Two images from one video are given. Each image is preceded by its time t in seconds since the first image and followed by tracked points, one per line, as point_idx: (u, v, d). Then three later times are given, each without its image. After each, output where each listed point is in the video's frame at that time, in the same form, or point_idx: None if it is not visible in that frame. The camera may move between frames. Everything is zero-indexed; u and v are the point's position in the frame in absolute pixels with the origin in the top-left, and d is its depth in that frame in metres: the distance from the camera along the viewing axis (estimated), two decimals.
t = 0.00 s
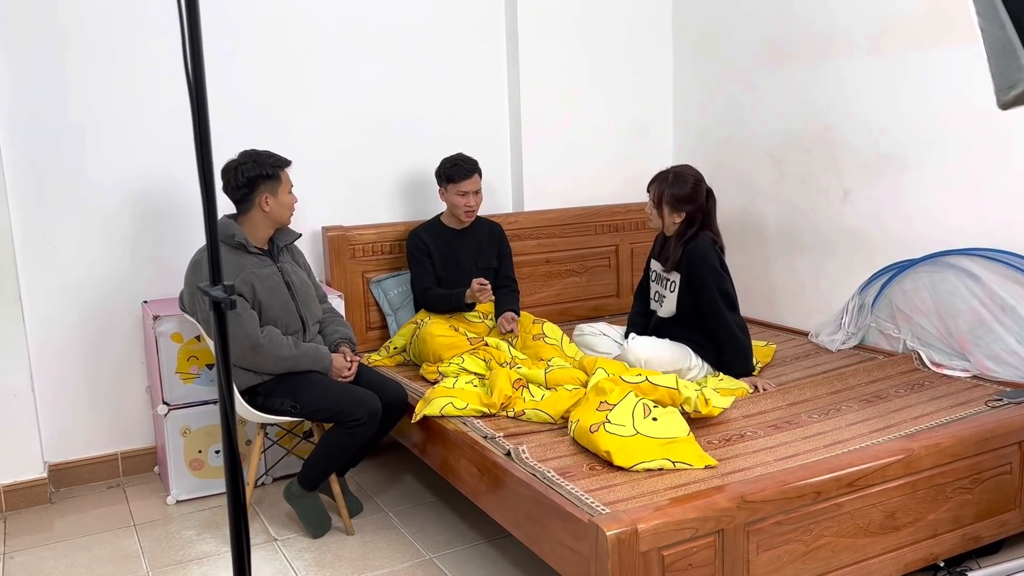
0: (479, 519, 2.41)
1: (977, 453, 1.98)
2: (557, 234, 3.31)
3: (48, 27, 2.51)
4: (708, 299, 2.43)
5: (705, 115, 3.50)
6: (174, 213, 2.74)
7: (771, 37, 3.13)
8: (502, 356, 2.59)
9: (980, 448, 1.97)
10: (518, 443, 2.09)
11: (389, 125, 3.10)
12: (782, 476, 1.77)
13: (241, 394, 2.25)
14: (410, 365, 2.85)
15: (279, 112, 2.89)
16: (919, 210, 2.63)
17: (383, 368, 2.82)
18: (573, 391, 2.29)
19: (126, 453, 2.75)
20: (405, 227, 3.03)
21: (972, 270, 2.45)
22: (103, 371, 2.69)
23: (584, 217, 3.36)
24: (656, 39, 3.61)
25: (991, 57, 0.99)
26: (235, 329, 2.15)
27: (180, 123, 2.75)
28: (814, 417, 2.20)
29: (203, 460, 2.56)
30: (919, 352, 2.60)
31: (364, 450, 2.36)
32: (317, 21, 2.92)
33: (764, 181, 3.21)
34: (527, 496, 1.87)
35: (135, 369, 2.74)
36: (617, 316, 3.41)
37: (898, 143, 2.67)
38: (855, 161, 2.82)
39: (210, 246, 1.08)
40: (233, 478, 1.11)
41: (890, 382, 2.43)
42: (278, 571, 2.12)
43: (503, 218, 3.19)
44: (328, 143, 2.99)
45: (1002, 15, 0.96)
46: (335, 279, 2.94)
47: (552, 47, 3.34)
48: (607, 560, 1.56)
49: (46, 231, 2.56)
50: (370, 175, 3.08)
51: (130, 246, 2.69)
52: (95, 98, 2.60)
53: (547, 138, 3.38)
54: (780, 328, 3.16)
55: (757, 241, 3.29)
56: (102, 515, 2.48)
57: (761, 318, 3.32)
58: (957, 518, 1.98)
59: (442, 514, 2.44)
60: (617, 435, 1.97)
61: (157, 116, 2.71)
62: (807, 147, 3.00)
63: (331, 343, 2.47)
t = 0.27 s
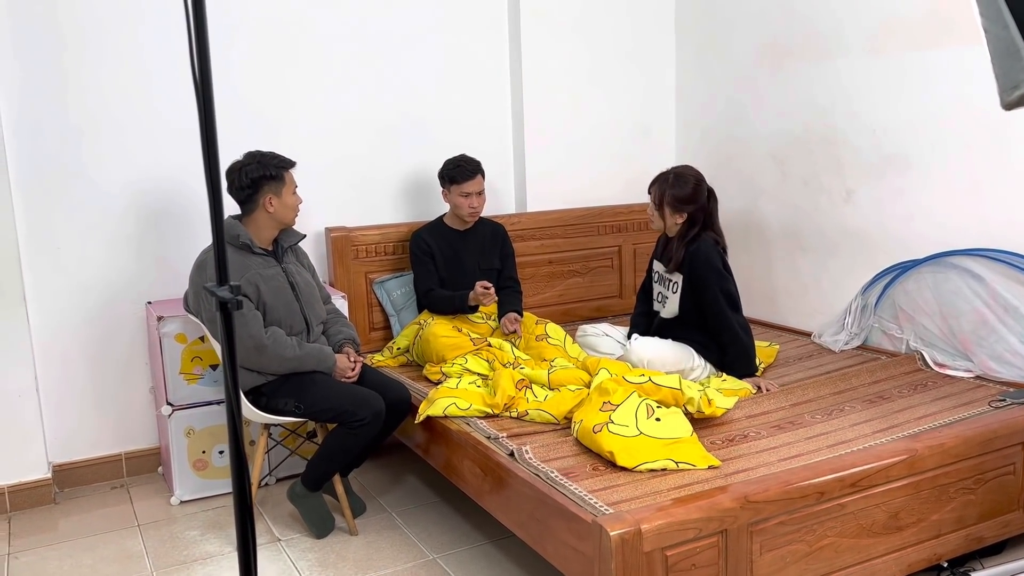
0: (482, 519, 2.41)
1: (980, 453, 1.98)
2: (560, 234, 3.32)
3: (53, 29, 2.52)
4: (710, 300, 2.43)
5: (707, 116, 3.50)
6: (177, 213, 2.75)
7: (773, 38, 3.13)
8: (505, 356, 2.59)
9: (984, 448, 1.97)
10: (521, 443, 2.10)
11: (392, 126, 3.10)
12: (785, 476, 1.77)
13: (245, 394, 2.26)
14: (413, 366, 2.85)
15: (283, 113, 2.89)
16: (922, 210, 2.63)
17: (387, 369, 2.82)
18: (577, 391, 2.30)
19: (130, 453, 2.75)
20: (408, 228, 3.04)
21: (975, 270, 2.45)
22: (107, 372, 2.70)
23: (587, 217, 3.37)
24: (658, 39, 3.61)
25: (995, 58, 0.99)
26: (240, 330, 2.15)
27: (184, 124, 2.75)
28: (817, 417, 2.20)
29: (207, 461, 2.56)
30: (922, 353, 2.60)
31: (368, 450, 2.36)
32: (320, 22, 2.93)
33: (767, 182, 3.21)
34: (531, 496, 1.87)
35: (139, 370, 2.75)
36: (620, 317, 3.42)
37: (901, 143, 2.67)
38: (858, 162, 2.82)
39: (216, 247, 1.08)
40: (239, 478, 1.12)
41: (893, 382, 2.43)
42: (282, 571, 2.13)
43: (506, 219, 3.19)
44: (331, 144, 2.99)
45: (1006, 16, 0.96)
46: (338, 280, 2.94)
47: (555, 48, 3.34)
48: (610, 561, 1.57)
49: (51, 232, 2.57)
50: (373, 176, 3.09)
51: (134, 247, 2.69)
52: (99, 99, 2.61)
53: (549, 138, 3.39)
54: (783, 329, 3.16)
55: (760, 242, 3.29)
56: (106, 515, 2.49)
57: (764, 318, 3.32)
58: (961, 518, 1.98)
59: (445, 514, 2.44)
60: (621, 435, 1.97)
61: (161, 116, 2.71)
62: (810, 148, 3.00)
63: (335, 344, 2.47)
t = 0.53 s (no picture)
0: (484, 519, 2.41)
1: (983, 453, 1.97)
2: (562, 234, 3.32)
3: (54, 30, 2.52)
4: (712, 299, 2.43)
5: (709, 116, 3.50)
6: (179, 213, 2.75)
7: (775, 38, 3.13)
8: (507, 357, 2.59)
9: (986, 448, 1.97)
10: (523, 443, 2.10)
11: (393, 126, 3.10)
12: (788, 476, 1.77)
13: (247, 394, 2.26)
14: (415, 366, 2.85)
15: (284, 113, 2.90)
16: (924, 210, 2.63)
17: (388, 369, 2.82)
18: (578, 391, 2.30)
19: (131, 454, 2.75)
20: (410, 228, 3.04)
21: (977, 270, 2.44)
22: (109, 372, 2.70)
23: (588, 217, 3.37)
24: (660, 39, 3.61)
25: (997, 56, 0.99)
26: (242, 330, 2.16)
27: (185, 124, 2.75)
28: (819, 417, 2.20)
29: (209, 461, 2.56)
30: (924, 352, 2.60)
31: (369, 450, 2.36)
32: (321, 22, 2.93)
33: (769, 181, 3.21)
34: (533, 496, 1.87)
35: (140, 370, 2.75)
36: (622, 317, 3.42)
37: (903, 143, 2.67)
38: (859, 161, 2.82)
39: (218, 246, 1.08)
40: (241, 477, 1.12)
41: (895, 382, 2.43)
42: (284, 571, 2.12)
43: (507, 219, 3.19)
44: (332, 144, 2.99)
45: (1008, 14, 0.96)
46: (340, 280, 2.94)
47: (555, 47, 3.34)
48: (612, 560, 1.57)
49: (52, 232, 2.57)
50: (374, 176, 3.09)
51: (135, 247, 2.70)
52: (101, 100, 2.62)
53: (551, 138, 3.38)
54: (785, 329, 3.16)
55: (762, 242, 3.29)
56: (108, 515, 2.49)
57: (766, 318, 3.32)
58: (963, 518, 1.98)
59: (447, 514, 2.44)
60: (623, 435, 1.97)
61: (162, 116, 2.71)
62: (811, 148, 3.00)
63: (336, 344, 2.47)
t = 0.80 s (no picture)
0: (485, 519, 2.41)
1: (984, 452, 1.97)
2: (562, 234, 3.32)
3: (53, 31, 2.52)
4: (712, 299, 2.43)
5: (709, 115, 3.50)
6: (179, 213, 2.75)
7: (775, 37, 3.13)
8: (508, 356, 2.59)
9: (987, 447, 1.97)
10: (524, 442, 2.10)
11: (394, 126, 3.10)
12: (789, 475, 1.77)
13: (247, 394, 2.27)
14: (415, 366, 2.85)
15: (284, 113, 2.90)
16: (925, 209, 2.62)
17: (389, 369, 2.82)
18: (579, 390, 2.30)
19: (132, 454, 2.75)
20: (411, 228, 3.04)
21: (978, 269, 2.44)
22: (109, 372, 2.70)
23: (589, 217, 3.37)
24: (660, 39, 3.61)
25: (998, 54, 0.99)
26: (243, 330, 2.16)
27: (186, 124, 2.75)
28: (820, 416, 2.20)
29: (210, 461, 2.56)
30: (925, 352, 2.60)
31: (370, 450, 2.36)
32: (322, 22, 2.93)
33: (769, 181, 3.21)
34: (534, 495, 1.87)
35: (141, 370, 2.75)
36: (622, 317, 3.41)
37: (904, 142, 2.67)
38: (860, 161, 2.82)
39: (219, 245, 1.08)
40: (242, 477, 1.12)
41: (896, 381, 2.43)
42: (285, 571, 2.12)
43: (508, 219, 3.19)
44: (333, 144, 2.99)
45: (1009, 11, 0.96)
46: (340, 280, 2.94)
47: (556, 47, 3.34)
48: (613, 560, 1.56)
49: (53, 233, 2.57)
50: (374, 176, 3.09)
51: (136, 247, 2.69)
52: (101, 101, 2.62)
53: (551, 137, 3.38)
54: (785, 328, 3.16)
55: (762, 241, 3.29)
56: (109, 515, 2.49)
57: (766, 318, 3.32)
58: (964, 517, 1.98)
59: (448, 514, 2.44)
60: (624, 434, 1.97)
61: (163, 115, 2.71)
62: (812, 147, 3.00)
63: (337, 344, 2.47)
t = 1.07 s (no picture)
0: (484, 518, 2.41)
1: (983, 451, 1.97)
2: (561, 233, 3.32)
3: (52, 31, 2.52)
4: (711, 299, 2.43)
5: (708, 114, 3.50)
6: (178, 213, 2.75)
7: (774, 36, 3.13)
8: (507, 356, 2.59)
9: (986, 445, 1.97)
10: (523, 442, 2.09)
11: (393, 125, 3.10)
12: (788, 474, 1.77)
13: (247, 394, 2.26)
14: (414, 365, 2.85)
15: (283, 113, 2.89)
16: (924, 208, 2.62)
17: (388, 368, 2.82)
18: (578, 390, 2.29)
19: (131, 454, 2.75)
20: (410, 228, 3.04)
21: (977, 268, 2.44)
22: (108, 372, 2.70)
23: (588, 216, 3.37)
24: (659, 37, 3.61)
25: (995, 52, 0.99)
26: (242, 330, 2.16)
27: (184, 123, 2.75)
28: (819, 415, 2.20)
29: (209, 461, 2.56)
30: (925, 351, 2.60)
31: (370, 450, 2.36)
32: (321, 22, 2.93)
33: (769, 180, 3.21)
34: (533, 495, 1.87)
35: (140, 370, 2.75)
36: (621, 316, 3.41)
37: (903, 141, 2.67)
38: (859, 159, 2.82)
39: (217, 245, 1.08)
40: (239, 477, 1.11)
41: (895, 380, 2.43)
42: (284, 571, 2.12)
43: (507, 218, 3.19)
44: (332, 143, 2.99)
45: (1007, 10, 0.97)
46: (339, 279, 2.94)
47: (554, 45, 3.33)
48: (612, 559, 1.56)
49: (52, 233, 2.57)
50: (373, 175, 3.09)
51: (134, 247, 2.69)
52: (100, 101, 2.62)
53: (550, 137, 3.38)
54: (785, 327, 3.16)
55: (762, 240, 3.28)
56: (108, 516, 2.49)
57: (766, 317, 3.32)
58: (963, 516, 1.98)
59: (447, 514, 2.44)
60: (623, 434, 1.97)
61: (161, 115, 2.71)
62: (811, 146, 3.00)
63: (336, 344, 2.47)
